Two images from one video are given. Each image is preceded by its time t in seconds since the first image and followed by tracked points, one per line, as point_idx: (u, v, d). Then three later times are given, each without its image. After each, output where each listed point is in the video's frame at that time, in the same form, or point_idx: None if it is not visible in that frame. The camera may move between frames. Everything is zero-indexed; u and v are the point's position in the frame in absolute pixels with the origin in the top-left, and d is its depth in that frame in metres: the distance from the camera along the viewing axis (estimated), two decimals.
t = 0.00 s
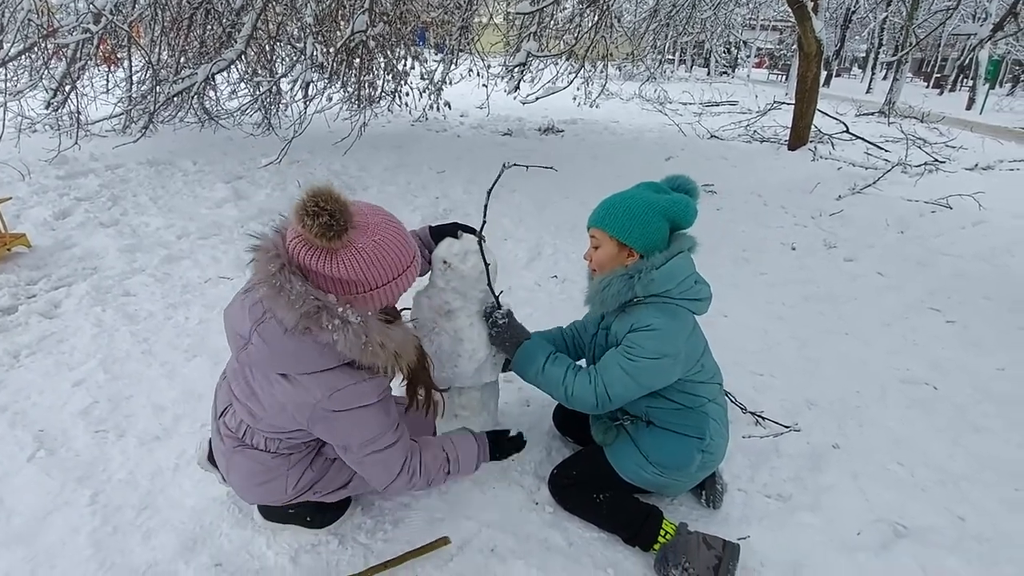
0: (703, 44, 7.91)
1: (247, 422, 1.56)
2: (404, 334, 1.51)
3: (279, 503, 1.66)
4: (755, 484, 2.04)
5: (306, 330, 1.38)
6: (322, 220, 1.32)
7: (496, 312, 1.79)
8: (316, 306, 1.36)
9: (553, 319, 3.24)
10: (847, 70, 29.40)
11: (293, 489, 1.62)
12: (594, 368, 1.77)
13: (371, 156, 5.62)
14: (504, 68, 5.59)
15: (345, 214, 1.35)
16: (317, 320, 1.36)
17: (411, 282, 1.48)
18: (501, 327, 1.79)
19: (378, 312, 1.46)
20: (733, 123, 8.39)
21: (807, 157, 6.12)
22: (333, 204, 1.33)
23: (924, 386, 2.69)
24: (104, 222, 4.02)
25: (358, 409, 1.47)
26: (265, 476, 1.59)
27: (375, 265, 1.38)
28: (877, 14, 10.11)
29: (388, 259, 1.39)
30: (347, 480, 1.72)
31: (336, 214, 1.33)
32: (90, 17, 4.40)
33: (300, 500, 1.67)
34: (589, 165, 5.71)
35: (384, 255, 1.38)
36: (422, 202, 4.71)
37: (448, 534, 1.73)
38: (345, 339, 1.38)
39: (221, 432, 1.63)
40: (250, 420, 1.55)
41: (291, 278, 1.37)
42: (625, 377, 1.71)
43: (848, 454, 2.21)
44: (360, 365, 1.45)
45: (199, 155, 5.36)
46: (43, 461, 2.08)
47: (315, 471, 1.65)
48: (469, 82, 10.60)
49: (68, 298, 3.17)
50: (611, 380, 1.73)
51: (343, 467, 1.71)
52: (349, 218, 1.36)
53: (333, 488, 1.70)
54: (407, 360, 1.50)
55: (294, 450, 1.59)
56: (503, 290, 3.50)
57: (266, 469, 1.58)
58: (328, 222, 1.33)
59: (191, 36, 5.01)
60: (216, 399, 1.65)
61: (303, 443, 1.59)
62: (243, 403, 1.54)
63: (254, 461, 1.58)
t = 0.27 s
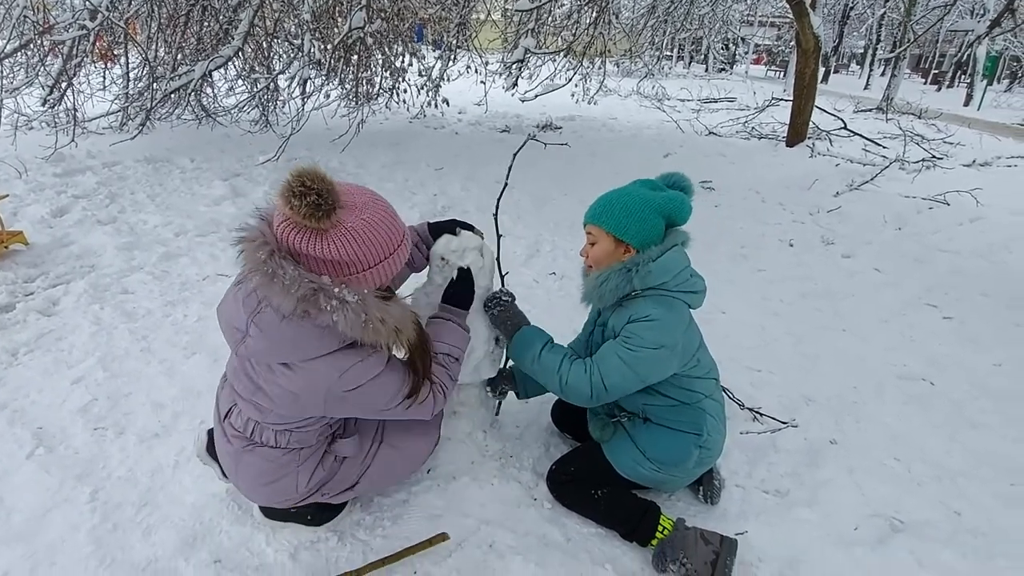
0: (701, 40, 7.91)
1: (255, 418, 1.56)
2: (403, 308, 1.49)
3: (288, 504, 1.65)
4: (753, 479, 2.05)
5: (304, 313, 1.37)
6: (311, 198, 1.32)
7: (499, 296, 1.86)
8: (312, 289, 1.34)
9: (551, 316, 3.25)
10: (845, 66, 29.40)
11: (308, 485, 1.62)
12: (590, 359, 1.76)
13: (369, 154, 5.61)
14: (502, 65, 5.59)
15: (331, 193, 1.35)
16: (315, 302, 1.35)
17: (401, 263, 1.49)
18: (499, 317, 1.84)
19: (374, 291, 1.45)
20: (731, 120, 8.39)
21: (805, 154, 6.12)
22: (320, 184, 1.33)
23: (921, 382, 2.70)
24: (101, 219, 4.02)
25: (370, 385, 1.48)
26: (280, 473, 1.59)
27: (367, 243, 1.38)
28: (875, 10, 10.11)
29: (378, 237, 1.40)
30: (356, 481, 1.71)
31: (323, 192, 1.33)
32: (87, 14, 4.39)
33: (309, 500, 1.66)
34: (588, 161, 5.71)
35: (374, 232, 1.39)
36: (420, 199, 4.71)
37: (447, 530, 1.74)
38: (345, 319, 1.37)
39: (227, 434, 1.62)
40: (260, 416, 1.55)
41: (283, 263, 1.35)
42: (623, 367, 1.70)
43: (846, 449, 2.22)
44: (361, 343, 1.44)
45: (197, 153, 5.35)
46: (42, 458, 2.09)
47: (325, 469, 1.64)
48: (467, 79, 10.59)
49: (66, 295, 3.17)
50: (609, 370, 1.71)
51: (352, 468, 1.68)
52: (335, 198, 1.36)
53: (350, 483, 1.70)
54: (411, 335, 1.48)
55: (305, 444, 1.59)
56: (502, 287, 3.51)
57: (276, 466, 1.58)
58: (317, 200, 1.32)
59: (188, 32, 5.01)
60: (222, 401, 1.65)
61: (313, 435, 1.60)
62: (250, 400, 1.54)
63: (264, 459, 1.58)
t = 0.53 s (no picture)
0: (699, 39, 7.91)
1: (262, 412, 1.53)
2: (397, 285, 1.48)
3: (298, 501, 1.61)
4: (751, 478, 2.05)
5: (296, 300, 1.36)
6: (287, 184, 1.29)
7: (495, 297, 1.85)
8: (301, 275, 1.34)
9: (550, 315, 3.25)
10: (844, 64, 29.42)
11: (320, 478, 1.59)
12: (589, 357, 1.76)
13: (368, 153, 5.61)
14: (500, 64, 5.59)
15: (309, 177, 1.32)
16: (305, 288, 1.34)
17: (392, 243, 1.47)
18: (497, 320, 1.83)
19: (365, 273, 1.44)
20: (730, 119, 8.40)
21: (803, 153, 6.13)
22: (294, 168, 1.31)
23: (919, 380, 2.71)
24: (100, 219, 4.01)
25: (374, 368, 1.46)
26: (291, 466, 1.56)
27: (351, 224, 1.35)
28: (873, 9, 10.12)
29: (362, 217, 1.37)
30: (362, 480, 1.67)
31: (300, 177, 1.30)
32: (85, 14, 4.39)
33: (317, 498, 1.62)
34: (586, 160, 5.71)
35: (357, 212, 1.36)
36: (419, 199, 4.71)
37: (446, 529, 1.74)
38: (337, 302, 1.35)
39: (235, 430, 1.59)
40: (269, 408, 1.52)
41: (269, 253, 1.35)
42: (621, 366, 1.70)
43: (844, 447, 2.23)
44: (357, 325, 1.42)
45: (195, 153, 5.34)
46: (41, 458, 2.09)
47: (333, 464, 1.61)
48: (465, 79, 10.58)
49: (64, 296, 3.17)
50: (607, 369, 1.72)
51: (360, 464, 1.65)
52: (314, 182, 1.33)
53: (362, 477, 1.67)
54: (408, 313, 1.47)
55: (315, 435, 1.56)
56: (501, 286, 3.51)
57: (286, 460, 1.55)
58: (294, 186, 1.30)
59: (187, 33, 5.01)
60: (227, 396, 1.62)
61: (324, 425, 1.56)
62: (258, 393, 1.51)
63: (272, 454, 1.54)
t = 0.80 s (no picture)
0: (697, 39, 7.90)
1: (257, 411, 1.52)
2: (387, 281, 1.45)
3: (293, 505, 1.58)
4: (751, 480, 2.04)
5: (284, 294, 1.34)
6: (274, 177, 1.27)
7: (494, 300, 1.80)
8: (289, 269, 1.32)
9: (549, 316, 3.23)
10: (842, 64, 29.42)
11: (315, 480, 1.56)
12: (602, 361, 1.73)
13: (366, 153, 5.59)
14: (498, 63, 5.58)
15: (297, 171, 1.31)
16: (293, 282, 1.33)
17: (382, 238, 1.45)
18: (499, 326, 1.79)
19: (356, 268, 1.42)
20: (728, 118, 8.38)
21: (802, 152, 6.11)
22: (282, 160, 1.29)
23: (919, 380, 2.69)
24: (96, 220, 3.99)
25: (368, 365, 1.44)
26: (286, 467, 1.53)
27: (341, 218, 1.34)
28: (872, 8, 10.11)
29: (352, 211, 1.35)
30: (359, 484, 1.65)
31: (287, 170, 1.29)
32: (81, 14, 4.37)
33: (313, 502, 1.59)
34: (585, 160, 5.70)
35: (347, 206, 1.34)
36: (417, 198, 4.69)
37: (444, 533, 1.72)
38: (326, 295, 1.33)
39: (230, 431, 1.58)
40: (264, 407, 1.51)
41: (256, 249, 1.34)
42: (632, 369, 1.68)
43: (844, 448, 2.21)
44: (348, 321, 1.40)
45: (193, 153, 5.32)
46: (34, 461, 2.07)
47: (329, 467, 1.58)
48: (464, 78, 10.56)
49: (60, 297, 3.15)
50: (619, 372, 1.69)
51: (356, 467, 1.63)
52: (302, 175, 1.31)
53: (358, 480, 1.64)
54: (400, 309, 1.44)
55: (311, 435, 1.54)
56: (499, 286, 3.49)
57: (280, 461, 1.53)
58: (282, 179, 1.28)
59: (186, 33, 5.04)
60: (223, 396, 1.61)
61: (319, 426, 1.54)
62: (252, 392, 1.50)
63: (267, 455, 1.52)
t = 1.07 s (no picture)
0: (699, 39, 7.85)
1: (237, 420, 1.46)
2: (368, 281, 1.36)
3: (278, 519, 1.52)
4: (756, 489, 1.97)
5: (250, 296, 1.26)
6: (240, 167, 1.19)
7: (499, 305, 1.73)
8: (256, 269, 1.24)
9: (548, 318, 3.17)
10: (844, 64, 29.35)
11: (300, 493, 1.49)
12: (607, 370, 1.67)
13: (364, 153, 5.54)
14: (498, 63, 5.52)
15: (267, 163, 1.22)
16: (260, 283, 1.24)
17: (361, 237, 1.37)
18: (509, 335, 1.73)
19: (332, 268, 1.33)
20: (730, 118, 8.32)
21: (805, 152, 6.05)
22: (250, 151, 1.21)
23: (928, 385, 2.63)
24: (91, 221, 3.94)
25: (347, 371, 1.37)
26: (269, 479, 1.46)
27: (314, 214, 1.25)
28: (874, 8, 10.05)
29: (327, 207, 1.27)
30: (348, 497, 1.59)
31: (256, 161, 1.20)
32: (77, 14, 4.32)
33: (300, 516, 1.53)
34: (585, 161, 5.64)
35: (321, 200, 1.26)
36: (415, 199, 4.64)
37: (437, 546, 1.66)
38: (296, 297, 1.25)
39: (212, 441, 1.52)
40: (244, 417, 1.44)
41: (224, 246, 1.25)
42: (639, 377, 1.62)
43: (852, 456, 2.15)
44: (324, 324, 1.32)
45: (190, 154, 5.27)
46: (17, 469, 2.01)
47: (315, 479, 1.51)
48: (463, 79, 10.52)
49: (51, 299, 3.09)
50: (626, 381, 1.63)
51: (345, 480, 1.56)
52: (272, 167, 1.23)
53: (348, 492, 1.58)
54: (382, 311, 1.35)
55: (294, 446, 1.47)
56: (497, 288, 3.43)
57: (262, 473, 1.46)
58: (249, 171, 1.19)
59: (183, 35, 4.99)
60: (205, 404, 1.55)
61: (303, 436, 1.48)
62: (232, 401, 1.44)
63: (249, 466, 1.46)
